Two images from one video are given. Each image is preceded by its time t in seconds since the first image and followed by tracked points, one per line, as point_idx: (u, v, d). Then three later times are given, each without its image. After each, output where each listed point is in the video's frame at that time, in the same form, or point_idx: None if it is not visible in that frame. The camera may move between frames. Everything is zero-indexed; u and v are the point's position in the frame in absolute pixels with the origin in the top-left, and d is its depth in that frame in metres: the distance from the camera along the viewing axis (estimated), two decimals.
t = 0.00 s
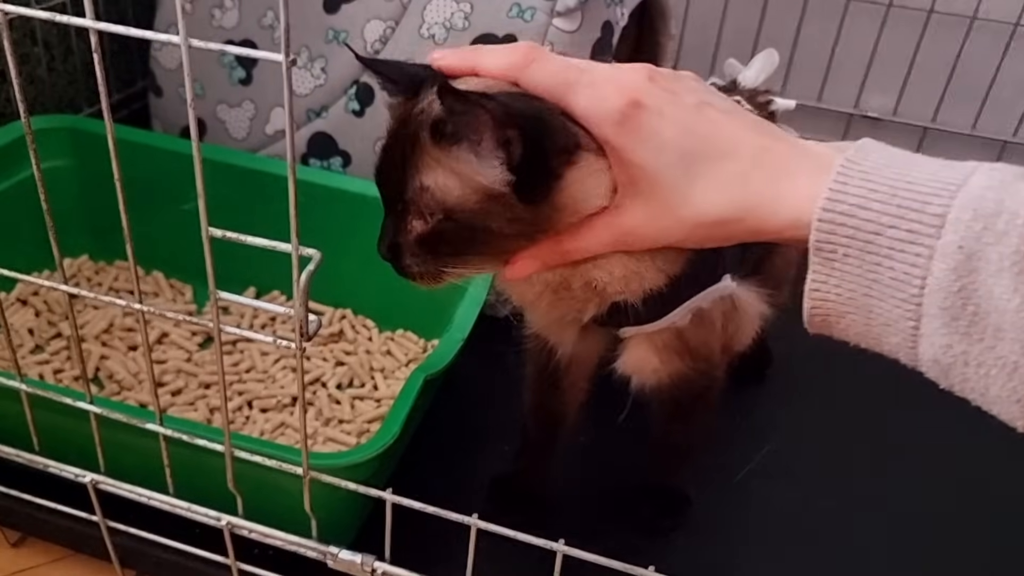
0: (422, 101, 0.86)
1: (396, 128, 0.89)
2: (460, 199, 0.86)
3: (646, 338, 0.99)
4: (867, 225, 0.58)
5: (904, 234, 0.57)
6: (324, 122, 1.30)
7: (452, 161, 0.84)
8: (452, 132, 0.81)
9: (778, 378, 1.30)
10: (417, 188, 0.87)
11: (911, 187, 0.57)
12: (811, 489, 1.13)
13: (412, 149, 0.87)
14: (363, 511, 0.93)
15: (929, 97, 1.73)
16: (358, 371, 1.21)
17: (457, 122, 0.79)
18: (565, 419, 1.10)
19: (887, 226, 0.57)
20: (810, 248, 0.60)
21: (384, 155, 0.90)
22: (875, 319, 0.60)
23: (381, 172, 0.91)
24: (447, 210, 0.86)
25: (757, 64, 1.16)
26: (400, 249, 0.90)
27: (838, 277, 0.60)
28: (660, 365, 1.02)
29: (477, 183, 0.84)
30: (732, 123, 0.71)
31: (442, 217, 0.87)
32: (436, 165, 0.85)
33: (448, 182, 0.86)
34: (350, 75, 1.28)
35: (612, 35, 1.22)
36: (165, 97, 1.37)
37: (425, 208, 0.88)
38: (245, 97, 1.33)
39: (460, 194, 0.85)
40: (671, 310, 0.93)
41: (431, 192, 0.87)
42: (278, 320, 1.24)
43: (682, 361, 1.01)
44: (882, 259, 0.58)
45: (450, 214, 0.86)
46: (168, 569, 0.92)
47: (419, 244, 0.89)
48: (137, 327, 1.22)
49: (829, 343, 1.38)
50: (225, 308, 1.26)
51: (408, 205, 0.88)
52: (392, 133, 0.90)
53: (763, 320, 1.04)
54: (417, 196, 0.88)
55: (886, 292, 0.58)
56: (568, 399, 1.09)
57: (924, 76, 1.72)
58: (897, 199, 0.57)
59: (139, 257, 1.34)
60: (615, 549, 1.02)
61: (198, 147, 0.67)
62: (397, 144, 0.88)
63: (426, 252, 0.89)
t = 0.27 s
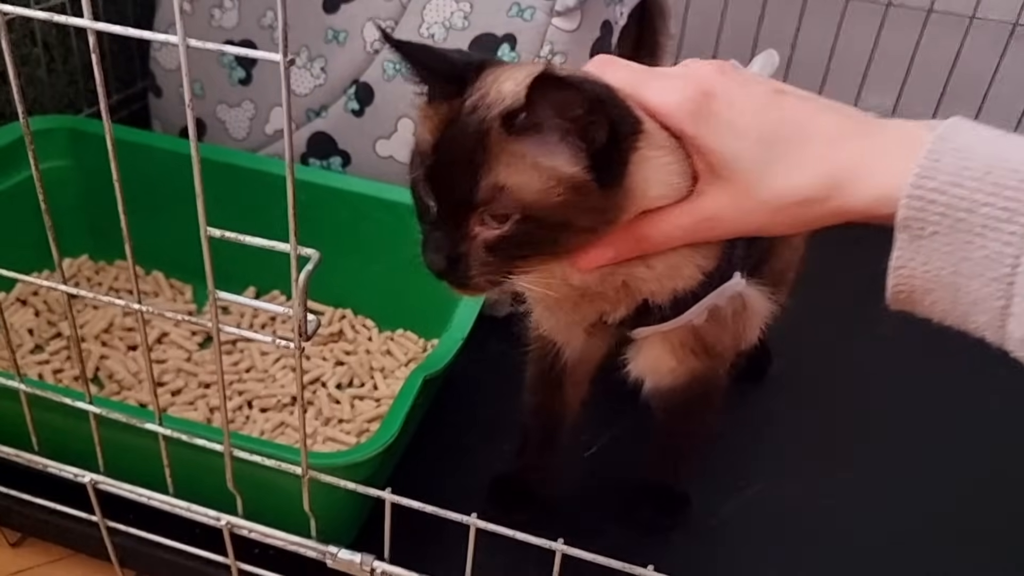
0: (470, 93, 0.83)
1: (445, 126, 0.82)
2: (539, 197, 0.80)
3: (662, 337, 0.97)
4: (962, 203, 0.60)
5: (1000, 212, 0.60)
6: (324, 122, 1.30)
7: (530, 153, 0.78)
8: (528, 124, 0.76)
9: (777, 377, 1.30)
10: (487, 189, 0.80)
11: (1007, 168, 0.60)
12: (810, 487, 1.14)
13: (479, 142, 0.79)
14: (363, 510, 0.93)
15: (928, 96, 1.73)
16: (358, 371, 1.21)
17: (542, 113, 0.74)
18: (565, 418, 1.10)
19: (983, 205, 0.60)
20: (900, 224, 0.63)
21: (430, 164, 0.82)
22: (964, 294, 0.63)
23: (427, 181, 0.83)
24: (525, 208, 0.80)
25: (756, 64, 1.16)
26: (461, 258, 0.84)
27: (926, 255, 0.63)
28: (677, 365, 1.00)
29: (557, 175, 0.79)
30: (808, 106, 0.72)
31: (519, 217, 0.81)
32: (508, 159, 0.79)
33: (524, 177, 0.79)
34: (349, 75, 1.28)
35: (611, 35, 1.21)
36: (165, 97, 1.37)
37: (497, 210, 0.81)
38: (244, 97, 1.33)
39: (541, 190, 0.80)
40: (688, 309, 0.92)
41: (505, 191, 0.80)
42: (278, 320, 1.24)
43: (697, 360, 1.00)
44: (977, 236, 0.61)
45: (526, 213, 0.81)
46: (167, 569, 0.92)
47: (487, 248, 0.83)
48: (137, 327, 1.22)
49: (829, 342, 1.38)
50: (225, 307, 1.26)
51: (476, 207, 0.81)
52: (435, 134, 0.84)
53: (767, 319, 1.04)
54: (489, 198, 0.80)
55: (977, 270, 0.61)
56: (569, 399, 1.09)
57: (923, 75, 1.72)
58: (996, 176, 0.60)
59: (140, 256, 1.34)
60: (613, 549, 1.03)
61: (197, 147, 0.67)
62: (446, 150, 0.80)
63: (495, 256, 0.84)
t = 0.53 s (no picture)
0: (497, 104, 0.78)
1: (480, 141, 0.78)
2: (591, 207, 0.78)
3: (655, 331, 0.97)
4: None
5: None
6: (317, 120, 1.29)
7: (583, 166, 0.76)
8: (585, 137, 0.75)
9: (774, 375, 1.29)
10: (540, 204, 0.77)
11: None
12: (806, 484, 1.13)
13: (527, 159, 0.76)
14: (356, 511, 0.92)
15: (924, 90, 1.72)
16: (353, 371, 1.20)
17: (605, 128, 0.72)
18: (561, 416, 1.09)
19: None
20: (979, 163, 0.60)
21: (471, 182, 0.78)
22: None
23: (467, 198, 0.80)
24: (578, 220, 0.79)
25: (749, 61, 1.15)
26: (512, 276, 0.81)
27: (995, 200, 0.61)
28: (671, 358, 1.00)
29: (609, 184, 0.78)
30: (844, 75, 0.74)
31: (572, 229, 0.79)
32: (559, 172, 0.76)
33: (578, 189, 0.77)
34: (342, 73, 1.27)
35: (606, 31, 1.21)
36: (157, 96, 1.36)
37: (549, 224, 0.79)
38: (237, 95, 1.32)
39: (594, 200, 0.78)
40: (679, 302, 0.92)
41: (559, 204, 0.78)
42: (272, 320, 1.23)
43: (690, 353, 1.00)
44: None
45: (579, 225, 0.79)
46: (160, 572, 0.91)
47: (539, 262, 0.81)
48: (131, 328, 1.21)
49: (826, 338, 1.37)
50: (218, 308, 1.25)
51: (529, 223, 0.78)
52: (468, 150, 0.80)
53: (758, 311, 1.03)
54: (542, 212, 0.78)
55: None
56: (563, 398, 1.07)
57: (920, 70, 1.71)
58: None
59: (133, 257, 1.34)
60: (609, 548, 1.02)
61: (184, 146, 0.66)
62: (490, 167, 0.77)
63: (546, 271, 0.82)
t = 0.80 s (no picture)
0: (487, 185, 0.86)
1: (476, 226, 0.86)
2: (586, 276, 0.86)
3: (648, 340, 0.98)
4: None
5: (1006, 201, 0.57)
6: (315, 127, 1.29)
7: (573, 244, 0.83)
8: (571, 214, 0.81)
9: (770, 381, 1.29)
10: (537, 280, 0.85)
11: None
12: (803, 490, 1.13)
13: (521, 240, 0.84)
14: (354, 518, 0.92)
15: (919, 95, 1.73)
16: (351, 378, 1.20)
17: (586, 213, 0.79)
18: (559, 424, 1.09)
19: None
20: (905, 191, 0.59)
21: (471, 263, 0.86)
22: None
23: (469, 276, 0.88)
24: (574, 288, 0.87)
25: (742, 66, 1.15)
26: (518, 345, 0.89)
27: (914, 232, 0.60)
28: (662, 367, 1.01)
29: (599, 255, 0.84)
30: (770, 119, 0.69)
31: (568, 296, 0.87)
32: (553, 250, 0.84)
33: (570, 262, 0.85)
34: (340, 80, 1.27)
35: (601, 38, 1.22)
36: (155, 103, 1.37)
37: (548, 296, 0.87)
38: (234, 103, 1.32)
39: (588, 269, 0.85)
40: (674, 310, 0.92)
41: (555, 278, 0.86)
42: (269, 327, 1.23)
43: (682, 361, 1.01)
44: None
45: (574, 293, 0.87)
46: None
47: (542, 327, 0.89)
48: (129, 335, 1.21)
49: (821, 344, 1.37)
50: (216, 315, 1.25)
51: (530, 298, 0.86)
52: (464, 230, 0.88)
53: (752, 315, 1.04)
54: (540, 286, 0.86)
55: None
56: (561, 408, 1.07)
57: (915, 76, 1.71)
58: None
59: (131, 263, 1.34)
60: (605, 555, 1.02)
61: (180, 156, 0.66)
62: (488, 250, 0.85)
63: (548, 336, 0.90)
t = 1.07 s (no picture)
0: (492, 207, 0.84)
1: (476, 252, 0.85)
2: (588, 301, 0.85)
3: (651, 338, 0.99)
4: None
5: (946, 226, 0.59)
6: (323, 123, 1.30)
7: (574, 274, 0.82)
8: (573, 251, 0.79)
9: (773, 379, 1.30)
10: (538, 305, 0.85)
11: None
12: (805, 486, 1.14)
13: (525, 268, 0.83)
14: (361, 508, 0.93)
15: (924, 96, 1.73)
16: (357, 372, 1.21)
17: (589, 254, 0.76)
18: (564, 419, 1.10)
19: None
20: (834, 240, 0.61)
21: (472, 289, 0.86)
22: None
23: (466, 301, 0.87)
24: (575, 314, 0.86)
25: (748, 64, 1.16)
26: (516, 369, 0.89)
27: (861, 271, 0.62)
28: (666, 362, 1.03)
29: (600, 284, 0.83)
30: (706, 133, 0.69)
31: (569, 323, 0.87)
32: (554, 278, 0.83)
33: (572, 290, 0.84)
34: (348, 77, 1.28)
35: (609, 36, 1.22)
36: (165, 98, 1.38)
37: (549, 321, 0.86)
38: (244, 98, 1.33)
39: (589, 297, 0.84)
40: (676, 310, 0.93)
41: (558, 304, 0.85)
42: (277, 320, 1.24)
43: (686, 359, 1.02)
44: None
45: (577, 320, 0.86)
46: (167, 569, 0.92)
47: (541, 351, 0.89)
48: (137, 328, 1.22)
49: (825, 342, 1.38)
50: (225, 308, 1.26)
51: (530, 322, 0.86)
52: (463, 256, 0.86)
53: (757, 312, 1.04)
54: (541, 312, 0.85)
55: None
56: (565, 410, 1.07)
57: (919, 77, 1.72)
58: None
59: (140, 257, 1.35)
60: (608, 548, 1.03)
61: (195, 149, 0.67)
62: (490, 276, 0.84)
63: (546, 359, 0.90)
